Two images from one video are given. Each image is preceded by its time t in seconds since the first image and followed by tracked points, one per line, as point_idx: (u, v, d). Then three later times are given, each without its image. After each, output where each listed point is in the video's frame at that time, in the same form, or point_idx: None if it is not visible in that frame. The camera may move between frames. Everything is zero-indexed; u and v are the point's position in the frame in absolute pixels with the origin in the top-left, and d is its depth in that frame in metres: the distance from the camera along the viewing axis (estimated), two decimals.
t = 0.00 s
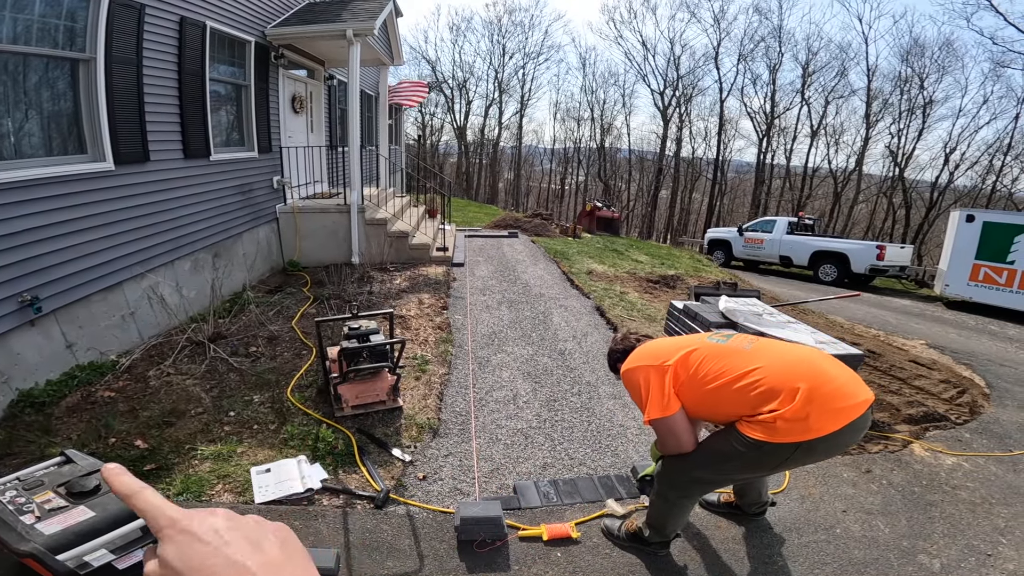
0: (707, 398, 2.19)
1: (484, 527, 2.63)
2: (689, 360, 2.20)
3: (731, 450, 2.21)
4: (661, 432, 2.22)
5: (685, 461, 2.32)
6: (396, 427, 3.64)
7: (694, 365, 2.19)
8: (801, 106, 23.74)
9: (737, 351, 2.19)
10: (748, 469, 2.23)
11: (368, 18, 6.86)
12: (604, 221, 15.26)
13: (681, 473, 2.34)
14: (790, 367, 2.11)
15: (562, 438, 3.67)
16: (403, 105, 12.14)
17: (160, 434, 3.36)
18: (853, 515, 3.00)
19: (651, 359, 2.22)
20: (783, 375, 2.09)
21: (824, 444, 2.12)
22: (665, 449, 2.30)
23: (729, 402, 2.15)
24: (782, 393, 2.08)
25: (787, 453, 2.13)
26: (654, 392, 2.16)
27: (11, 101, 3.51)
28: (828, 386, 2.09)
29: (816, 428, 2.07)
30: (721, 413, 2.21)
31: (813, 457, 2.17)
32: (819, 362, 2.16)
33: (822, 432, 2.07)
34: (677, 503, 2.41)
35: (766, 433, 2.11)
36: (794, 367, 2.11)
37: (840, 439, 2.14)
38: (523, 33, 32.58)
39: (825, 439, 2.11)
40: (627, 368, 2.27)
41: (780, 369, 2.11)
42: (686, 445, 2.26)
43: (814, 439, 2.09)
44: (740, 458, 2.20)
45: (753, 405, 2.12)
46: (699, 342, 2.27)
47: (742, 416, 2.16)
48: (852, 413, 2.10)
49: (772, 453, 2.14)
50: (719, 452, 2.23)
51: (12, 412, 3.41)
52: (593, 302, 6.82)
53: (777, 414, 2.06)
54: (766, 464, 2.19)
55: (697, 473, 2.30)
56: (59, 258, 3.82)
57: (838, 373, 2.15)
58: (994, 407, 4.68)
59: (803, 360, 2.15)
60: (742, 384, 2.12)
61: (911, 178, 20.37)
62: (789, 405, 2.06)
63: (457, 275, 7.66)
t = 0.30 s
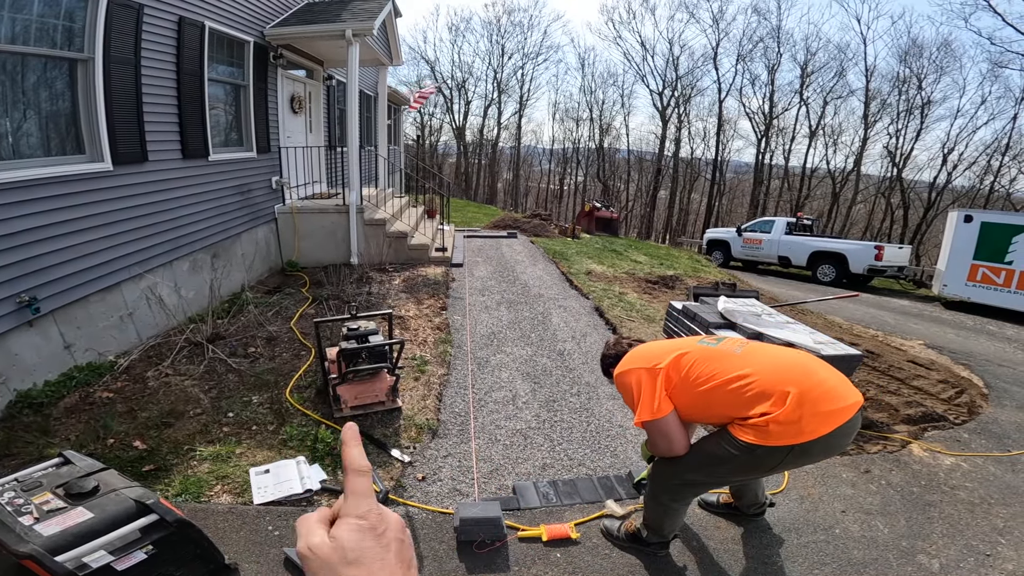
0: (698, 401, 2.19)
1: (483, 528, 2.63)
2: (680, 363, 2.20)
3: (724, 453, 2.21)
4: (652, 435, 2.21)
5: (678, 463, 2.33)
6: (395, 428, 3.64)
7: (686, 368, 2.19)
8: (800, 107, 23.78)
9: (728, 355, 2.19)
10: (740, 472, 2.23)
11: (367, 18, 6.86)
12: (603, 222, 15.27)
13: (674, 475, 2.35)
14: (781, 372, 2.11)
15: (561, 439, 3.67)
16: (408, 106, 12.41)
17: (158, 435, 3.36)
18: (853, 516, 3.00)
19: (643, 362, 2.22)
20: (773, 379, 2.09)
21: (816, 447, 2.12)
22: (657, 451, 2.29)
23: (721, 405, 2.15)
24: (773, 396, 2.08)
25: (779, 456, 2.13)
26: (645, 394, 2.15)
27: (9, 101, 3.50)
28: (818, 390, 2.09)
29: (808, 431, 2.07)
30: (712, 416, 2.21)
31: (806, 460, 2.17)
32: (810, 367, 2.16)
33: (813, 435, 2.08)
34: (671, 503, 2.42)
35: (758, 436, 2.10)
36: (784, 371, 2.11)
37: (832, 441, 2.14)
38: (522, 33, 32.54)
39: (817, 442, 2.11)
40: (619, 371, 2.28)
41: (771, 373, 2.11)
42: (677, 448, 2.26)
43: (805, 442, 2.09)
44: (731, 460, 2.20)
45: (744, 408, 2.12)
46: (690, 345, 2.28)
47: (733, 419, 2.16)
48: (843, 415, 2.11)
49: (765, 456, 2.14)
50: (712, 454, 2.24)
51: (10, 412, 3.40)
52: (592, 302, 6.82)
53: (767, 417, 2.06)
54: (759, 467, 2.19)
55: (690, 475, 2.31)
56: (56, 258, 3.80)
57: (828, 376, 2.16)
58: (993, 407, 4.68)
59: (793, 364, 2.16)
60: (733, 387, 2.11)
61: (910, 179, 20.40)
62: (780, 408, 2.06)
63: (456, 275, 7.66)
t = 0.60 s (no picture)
0: (690, 402, 2.18)
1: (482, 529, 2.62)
2: (672, 365, 2.19)
3: (716, 456, 2.20)
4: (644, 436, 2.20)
5: (670, 464, 2.32)
6: (393, 429, 3.63)
7: (678, 370, 2.18)
8: (798, 107, 23.85)
9: (720, 357, 2.19)
10: (731, 473, 2.23)
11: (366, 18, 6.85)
12: (601, 222, 15.27)
13: (666, 475, 2.34)
14: (773, 374, 2.11)
15: (560, 440, 3.67)
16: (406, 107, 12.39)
17: (155, 436, 3.34)
18: (851, 516, 3.00)
19: (636, 363, 2.21)
20: (765, 382, 2.09)
21: (807, 449, 2.13)
22: (650, 451, 2.28)
23: (712, 407, 2.15)
24: (765, 398, 2.08)
25: (770, 458, 2.14)
26: (637, 395, 2.14)
27: (5, 101, 3.48)
28: (809, 393, 2.09)
29: (799, 433, 2.08)
30: (703, 417, 2.21)
31: (796, 462, 2.17)
32: (801, 370, 2.16)
33: (804, 437, 2.08)
34: (663, 504, 2.41)
35: (749, 438, 2.10)
36: (776, 374, 2.11)
37: (822, 444, 2.15)
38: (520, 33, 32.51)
39: (807, 444, 2.12)
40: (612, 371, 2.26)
41: (763, 376, 2.10)
42: (669, 449, 2.25)
43: (796, 445, 2.09)
44: (723, 462, 2.20)
45: (736, 410, 2.12)
46: (683, 347, 2.27)
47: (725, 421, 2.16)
48: (833, 418, 2.11)
49: (757, 458, 2.14)
50: (703, 456, 2.23)
51: (7, 414, 3.39)
52: (590, 303, 6.82)
53: (758, 420, 2.06)
54: (750, 469, 2.19)
55: (681, 476, 2.30)
56: (52, 258, 3.78)
57: (818, 380, 2.16)
58: (991, 407, 4.69)
59: (784, 367, 2.15)
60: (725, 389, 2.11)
61: (907, 179, 20.44)
62: (771, 411, 2.06)
63: (454, 276, 7.65)
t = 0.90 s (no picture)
0: (698, 401, 2.18)
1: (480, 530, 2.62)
2: (683, 362, 2.18)
3: (719, 455, 2.21)
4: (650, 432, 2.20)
5: (669, 463, 2.32)
6: (390, 430, 3.62)
7: (688, 368, 2.17)
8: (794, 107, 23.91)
9: (729, 357, 2.18)
10: (732, 474, 2.23)
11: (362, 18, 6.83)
12: (598, 222, 15.29)
13: (665, 474, 2.35)
14: (781, 377, 2.11)
15: (558, 440, 3.66)
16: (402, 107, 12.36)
17: (152, 438, 3.32)
18: (848, 516, 3.01)
19: (646, 358, 2.19)
20: (773, 383, 2.09)
21: (809, 452, 2.14)
22: (651, 448, 2.27)
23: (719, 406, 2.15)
24: (771, 398, 2.09)
25: (772, 460, 2.14)
26: (647, 391, 2.12)
27: None
28: (816, 397, 2.10)
29: (803, 435, 2.08)
30: (709, 416, 2.21)
31: (798, 465, 2.18)
32: (809, 373, 2.16)
33: (808, 440, 2.08)
34: (659, 503, 2.42)
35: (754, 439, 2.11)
36: (784, 376, 2.11)
37: (824, 448, 2.16)
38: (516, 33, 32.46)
39: (810, 447, 2.12)
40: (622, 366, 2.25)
41: (771, 378, 2.10)
42: (671, 446, 2.24)
43: (800, 447, 2.10)
44: (725, 462, 2.20)
45: (743, 410, 2.12)
46: (693, 345, 2.27)
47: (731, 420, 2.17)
48: (838, 422, 2.12)
49: (760, 459, 2.14)
50: (704, 456, 2.24)
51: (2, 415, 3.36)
52: (588, 303, 6.81)
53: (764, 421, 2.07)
54: (751, 470, 2.20)
55: (680, 475, 2.31)
56: (47, 260, 3.76)
57: (825, 384, 2.16)
58: (986, 407, 4.72)
59: (792, 370, 2.15)
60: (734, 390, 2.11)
61: (902, 179, 20.52)
62: (777, 413, 2.06)
63: (451, 276, 7.64)
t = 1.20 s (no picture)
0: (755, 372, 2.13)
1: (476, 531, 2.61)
2: (747, 331, 2.10)
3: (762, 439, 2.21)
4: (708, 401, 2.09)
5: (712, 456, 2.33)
6: (386, 431, 3.60)
7: (751, 337, 2.10)
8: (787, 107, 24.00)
9: (792, 330, 2.12)
10: (771, 461, 2.25)
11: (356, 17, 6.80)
12: (592, 222, 15.30)
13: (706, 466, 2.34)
14: (840, 355, 2.09)
15: (554, 440, 3.66)
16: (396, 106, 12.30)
17: (145, 440, 3.30)
18: (843, 514, 3.03)
19: (711, 323, 2.09)
20: (832, 362, 2.07)
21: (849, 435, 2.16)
22: (710, 421, 2.12)
23: (776, 380, 2.11)
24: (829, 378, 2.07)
25: (813, 442, 2.16)
26: (712, 358, 2.03)
27: None
28: (868, 379, 2.10)
29: (849, 418, 2.10)
30: (762, 390, 2.17)
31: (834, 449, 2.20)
32: (864, 353, 2.15)
33: (853, 423, 2.10)
34: (690, 500, 2.41)
35: (801, 419, 2.12)
36: (844, 356, 2.09)
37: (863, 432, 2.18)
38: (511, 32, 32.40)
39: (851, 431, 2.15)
40: (683, 328, 2.12)
41: (831, 356, 2.08)
42: (733, 419, 2.10)
43: (843, 429, 2.12)
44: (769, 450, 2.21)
45: (797, 387, 2.10)
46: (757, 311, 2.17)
47: (781, 398, 2.14)
48: (881, 406, 2.14)
49: (803, 440, 2.16)
50: (748, 446, 2.25)
51: None
52: (582, 303, 6.81)
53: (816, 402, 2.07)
54: (789, 459, 2.22)
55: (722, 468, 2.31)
56: (38, 261, 3.72)
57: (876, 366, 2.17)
58: (978, 405, 4.75)
59: (850, 349, 2.13)
60: (795, 364, 2.07)
61: (895, 178, 20.65)
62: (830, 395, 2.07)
63: (445, 276, 7.63)
